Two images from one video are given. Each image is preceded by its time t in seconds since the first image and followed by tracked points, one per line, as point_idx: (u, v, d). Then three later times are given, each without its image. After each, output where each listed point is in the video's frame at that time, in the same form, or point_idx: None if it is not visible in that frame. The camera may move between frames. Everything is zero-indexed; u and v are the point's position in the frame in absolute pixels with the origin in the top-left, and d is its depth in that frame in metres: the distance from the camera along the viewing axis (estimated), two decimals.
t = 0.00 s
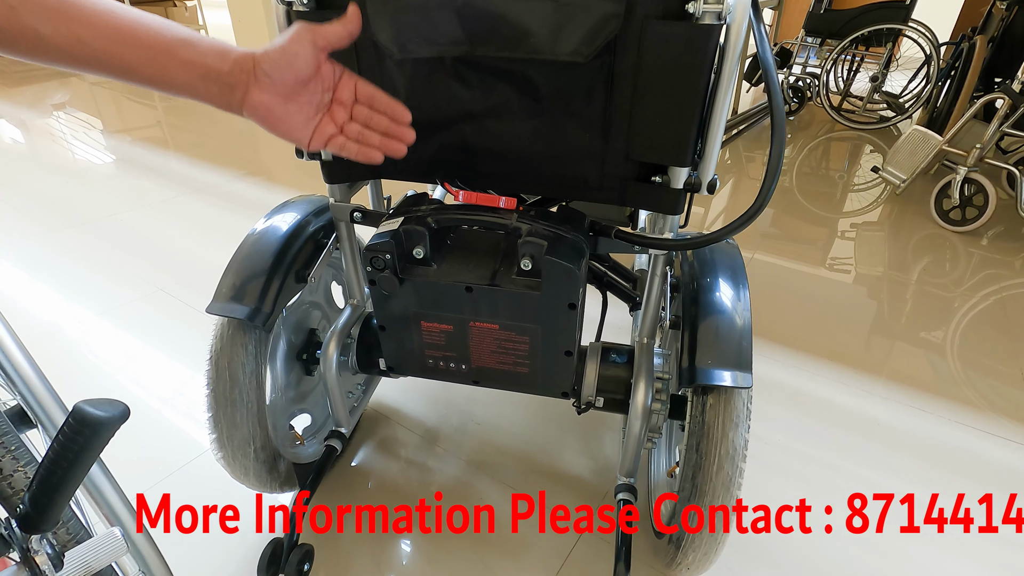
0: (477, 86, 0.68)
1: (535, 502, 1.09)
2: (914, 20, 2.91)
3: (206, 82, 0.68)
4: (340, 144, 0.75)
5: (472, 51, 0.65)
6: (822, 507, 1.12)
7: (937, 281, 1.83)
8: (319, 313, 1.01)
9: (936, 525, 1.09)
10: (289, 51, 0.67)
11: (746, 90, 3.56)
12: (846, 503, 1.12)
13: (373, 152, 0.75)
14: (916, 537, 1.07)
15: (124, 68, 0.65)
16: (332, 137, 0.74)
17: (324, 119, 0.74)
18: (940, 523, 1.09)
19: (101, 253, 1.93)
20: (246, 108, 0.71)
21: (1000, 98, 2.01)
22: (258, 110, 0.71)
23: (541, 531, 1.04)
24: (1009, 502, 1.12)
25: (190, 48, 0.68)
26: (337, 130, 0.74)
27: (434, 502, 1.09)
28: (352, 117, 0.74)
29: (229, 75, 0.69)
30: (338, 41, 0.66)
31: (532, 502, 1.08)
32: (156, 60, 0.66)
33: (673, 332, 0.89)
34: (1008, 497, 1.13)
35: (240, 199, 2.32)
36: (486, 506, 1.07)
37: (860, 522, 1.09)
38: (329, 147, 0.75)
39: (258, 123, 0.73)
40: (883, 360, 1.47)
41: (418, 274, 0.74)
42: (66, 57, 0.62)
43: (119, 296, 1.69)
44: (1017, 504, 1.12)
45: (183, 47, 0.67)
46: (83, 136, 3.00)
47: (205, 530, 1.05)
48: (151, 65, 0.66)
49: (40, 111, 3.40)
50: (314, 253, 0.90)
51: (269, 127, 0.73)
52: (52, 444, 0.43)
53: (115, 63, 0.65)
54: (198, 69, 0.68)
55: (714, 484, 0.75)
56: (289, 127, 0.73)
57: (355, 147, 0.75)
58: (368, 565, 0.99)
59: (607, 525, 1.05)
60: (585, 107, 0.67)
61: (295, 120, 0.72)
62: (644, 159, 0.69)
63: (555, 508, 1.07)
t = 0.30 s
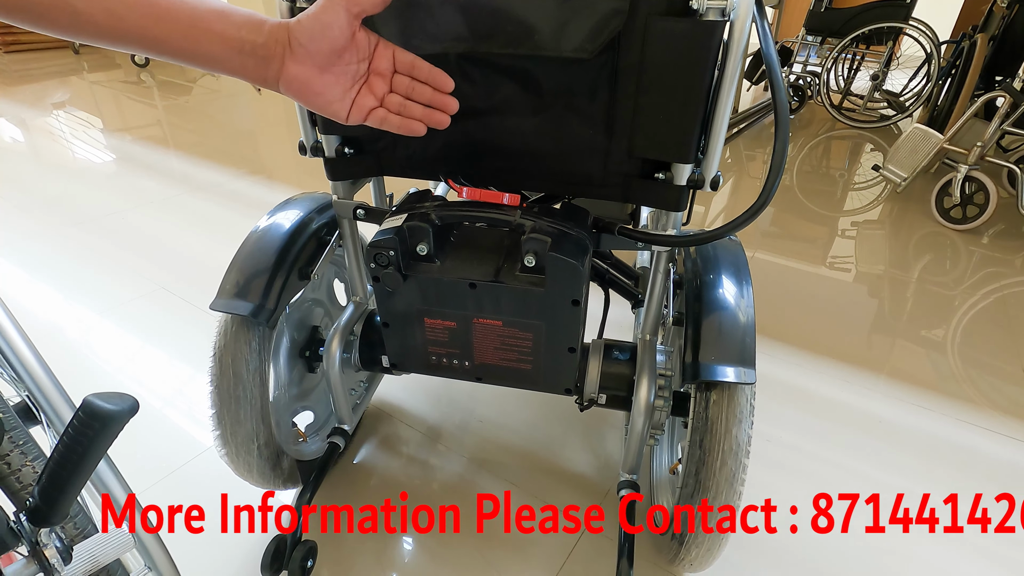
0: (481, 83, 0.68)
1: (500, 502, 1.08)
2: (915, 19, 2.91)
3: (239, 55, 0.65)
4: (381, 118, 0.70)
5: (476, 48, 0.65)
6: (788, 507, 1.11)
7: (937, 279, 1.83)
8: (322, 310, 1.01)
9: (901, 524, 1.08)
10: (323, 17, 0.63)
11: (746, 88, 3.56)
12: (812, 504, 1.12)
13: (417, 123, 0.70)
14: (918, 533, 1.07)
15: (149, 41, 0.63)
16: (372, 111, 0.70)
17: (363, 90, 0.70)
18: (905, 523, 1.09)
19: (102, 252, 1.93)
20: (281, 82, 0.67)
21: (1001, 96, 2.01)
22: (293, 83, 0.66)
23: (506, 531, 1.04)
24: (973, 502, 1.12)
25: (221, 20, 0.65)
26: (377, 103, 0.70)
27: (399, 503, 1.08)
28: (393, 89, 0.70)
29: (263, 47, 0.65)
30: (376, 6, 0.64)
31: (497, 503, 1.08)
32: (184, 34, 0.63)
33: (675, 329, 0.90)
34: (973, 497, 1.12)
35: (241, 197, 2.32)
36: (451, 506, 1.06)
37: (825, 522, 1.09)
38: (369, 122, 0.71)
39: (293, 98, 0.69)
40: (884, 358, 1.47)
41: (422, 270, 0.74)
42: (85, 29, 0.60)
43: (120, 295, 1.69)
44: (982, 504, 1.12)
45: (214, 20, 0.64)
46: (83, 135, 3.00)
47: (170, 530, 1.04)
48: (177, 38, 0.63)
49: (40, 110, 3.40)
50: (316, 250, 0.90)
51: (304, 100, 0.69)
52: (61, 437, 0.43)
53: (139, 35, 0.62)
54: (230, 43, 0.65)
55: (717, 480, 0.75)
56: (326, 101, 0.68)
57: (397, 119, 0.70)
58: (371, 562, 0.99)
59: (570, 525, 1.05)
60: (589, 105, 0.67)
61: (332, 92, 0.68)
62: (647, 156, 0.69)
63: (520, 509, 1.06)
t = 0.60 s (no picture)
0: (480, 79, 0.68)
1: (466, 502, 1.08)
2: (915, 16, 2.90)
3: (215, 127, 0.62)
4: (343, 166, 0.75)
5: (474, 44, 0.65)
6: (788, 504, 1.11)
7: (938, 278, 1.83)
8: (320, 308, 1.01)
9: (866, 525, 1.08)
10: (305, 109, 0.64)
11: (745, 87, 3.55)
12: (777, 503, 1.11)
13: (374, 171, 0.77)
14: (918, 531, 1.07)
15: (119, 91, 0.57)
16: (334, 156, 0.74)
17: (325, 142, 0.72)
18: (870, 523, 1.08)
19: (102, 251, 1.92)
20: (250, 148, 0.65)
21: (1001, 94, 2.01)
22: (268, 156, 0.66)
23: (471, 531, 1.04)
24: (939, 502, 1.11)
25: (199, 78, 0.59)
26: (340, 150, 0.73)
27: (365, 502, 1.08)
28: (355, 138, 0.73)
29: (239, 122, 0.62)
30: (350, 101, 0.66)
31: (463, 503, 1.07)
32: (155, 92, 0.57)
33: (674, 326, 0.89)
34: (938, 497, 1.12)
35: (240, 196, 2.32)
36: (417, 506, 1.06)
37: (790, 522, 1.08)
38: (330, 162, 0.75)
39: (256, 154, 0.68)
40: (884, 356, 1.47)
41: (420, 268, 0.73)
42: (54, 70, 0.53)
43: (119, 294, 1.69)
44: (947, 504, 1.11)
45: (189, 76, 0.58)
46: (82, 134, 3.00)
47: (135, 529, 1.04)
48: (147, 97, 0.57)
49: (39, 109, 3.39)
50: (314, 248, 0.90)
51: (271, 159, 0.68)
52: (52, 435, 0.42)
53: (106, 84, 0.56)
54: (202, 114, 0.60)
55: (716, 477, 0.75)
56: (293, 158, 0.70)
57: (361, 167, 0.76)
58: (370, 560, 0.99)
59: (535, 524, 1.04)
60: (588, 101, 0.67)
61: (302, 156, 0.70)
62: (646, 153, 0.69)
63: (485, 508, 1.05)
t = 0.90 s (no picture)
0: (477, 73, 0.67)
1: (431, 502, 1.06)
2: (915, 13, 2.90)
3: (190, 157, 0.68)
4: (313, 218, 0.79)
5: (471, 37, 0.64)
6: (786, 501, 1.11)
7: (937, 275, 1.82)
8: (318, 304, 1.01)
9: (831, 525, 1.07)
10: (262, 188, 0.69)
11: (745, 84, 3.55)
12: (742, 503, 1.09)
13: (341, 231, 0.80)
14: (917, 527, 1.07)
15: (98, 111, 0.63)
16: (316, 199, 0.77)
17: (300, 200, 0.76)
18: (836, 523, 1.07)
19: (100, 249, 1.92)
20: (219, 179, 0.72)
21: (1002, 91, 2.00)
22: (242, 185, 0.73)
23: (435, 531, 1.02)
24: (904, 502, 1.10)
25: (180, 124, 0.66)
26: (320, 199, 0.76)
27: (330, 502, 1.07)
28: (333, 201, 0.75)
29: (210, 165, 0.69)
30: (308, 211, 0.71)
31: (428, 503, 1.06)
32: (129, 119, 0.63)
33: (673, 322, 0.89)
34: (904, 497, 1.11)
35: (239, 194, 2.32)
36: (382, 506, 1.04)
37: (756, 522, 1.07)
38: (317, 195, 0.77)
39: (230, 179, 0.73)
40: (884, 354, 1.47)
41: (417, 263, 0.73)
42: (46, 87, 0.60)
43: (117, 292, 1.69)
44: (912, 504, 1.10)
45: (166, 114, 0.65)
46: (81, 132, 2.99)
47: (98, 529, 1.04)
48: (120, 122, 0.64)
49: (38, 107, 3.39)
50: (311, 243, 0.90)
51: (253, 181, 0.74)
52: (43, 428, 0.42)
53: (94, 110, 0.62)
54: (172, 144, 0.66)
55: (715, 473, 0.75)
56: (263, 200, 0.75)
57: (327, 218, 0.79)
58: (368, 556, 0.99)
59: (501, 525, 1.03)
60: (586, 95, 0.66)
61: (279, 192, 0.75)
62: (645, 147, 0.68)
63: (451, 508, 1.04)
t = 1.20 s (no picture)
0: (475, 68, 0.67)
1: (396, 502, 1.06)
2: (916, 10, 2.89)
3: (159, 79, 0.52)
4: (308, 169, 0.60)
5: (469, 31, 0.64)
6: (786, 499, 1.10)
7: (937, 273, 1.82)
8: (316, 302, 1.00)
9: (797, 524, 1.06)
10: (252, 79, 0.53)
11: (745, 82, 3.54)
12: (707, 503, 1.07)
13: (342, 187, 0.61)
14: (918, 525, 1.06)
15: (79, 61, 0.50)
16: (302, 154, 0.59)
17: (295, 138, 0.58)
18: (801, 523, 1.06)
19: (99, 246, 1.92)
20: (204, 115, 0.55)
21: (1003, 88, 1.99)
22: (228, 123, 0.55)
23: (400, 531, 1.02)
24: (869, 502, 1.09)
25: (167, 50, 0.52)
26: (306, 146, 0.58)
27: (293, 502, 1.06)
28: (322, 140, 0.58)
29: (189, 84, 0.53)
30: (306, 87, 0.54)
31: (393, 503, 1.05)
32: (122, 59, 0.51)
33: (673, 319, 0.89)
34: (869, 498, 1.10)
35: (238, 191, 2.31)
36: (347, 506, 1.04)
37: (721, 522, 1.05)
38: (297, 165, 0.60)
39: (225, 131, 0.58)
40: (884, 352, 1.46)
41: (414, 259, 0.73)
42: None
43: (116, 289, 1.68)
44: (877, 504, 1.10)
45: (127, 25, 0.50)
46: (80, 129, 2.99)
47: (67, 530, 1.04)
48: (97, 61, 0.50)
49: (37, 104, 3.38)
50: (308, 240, 0.89)
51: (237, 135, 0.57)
52: (33, 425, 0.42)
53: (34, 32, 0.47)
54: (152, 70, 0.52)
55: (715, 471, 0.74)
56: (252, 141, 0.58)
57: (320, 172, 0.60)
58: (367, 554, 0.98)
59: (467, 524, 1.03)
60: (584, 90, 0.66)
61: (263, 133, 0.57)
62: (644, 142, 0.68)
63: (415, 508, 1.04)
